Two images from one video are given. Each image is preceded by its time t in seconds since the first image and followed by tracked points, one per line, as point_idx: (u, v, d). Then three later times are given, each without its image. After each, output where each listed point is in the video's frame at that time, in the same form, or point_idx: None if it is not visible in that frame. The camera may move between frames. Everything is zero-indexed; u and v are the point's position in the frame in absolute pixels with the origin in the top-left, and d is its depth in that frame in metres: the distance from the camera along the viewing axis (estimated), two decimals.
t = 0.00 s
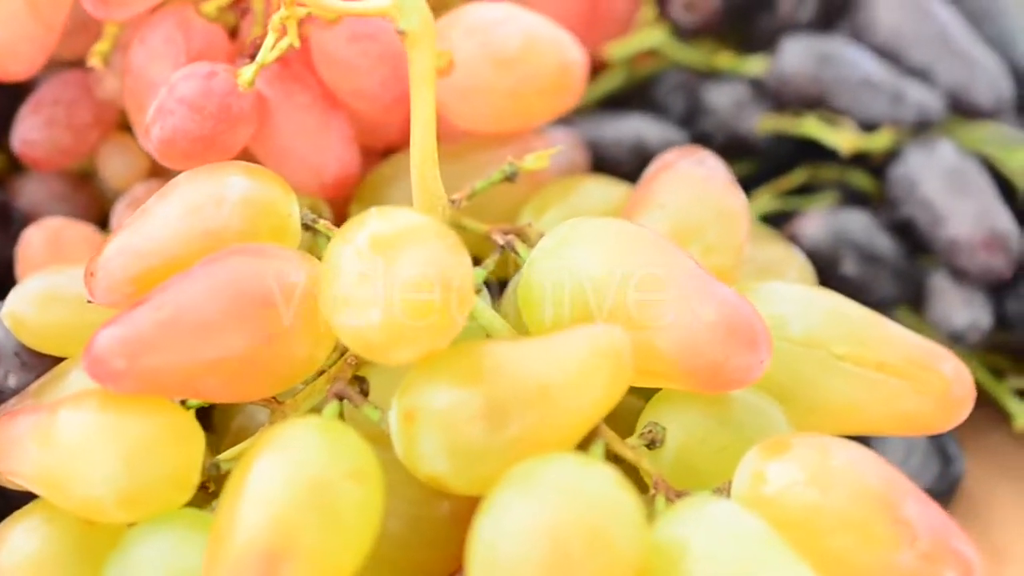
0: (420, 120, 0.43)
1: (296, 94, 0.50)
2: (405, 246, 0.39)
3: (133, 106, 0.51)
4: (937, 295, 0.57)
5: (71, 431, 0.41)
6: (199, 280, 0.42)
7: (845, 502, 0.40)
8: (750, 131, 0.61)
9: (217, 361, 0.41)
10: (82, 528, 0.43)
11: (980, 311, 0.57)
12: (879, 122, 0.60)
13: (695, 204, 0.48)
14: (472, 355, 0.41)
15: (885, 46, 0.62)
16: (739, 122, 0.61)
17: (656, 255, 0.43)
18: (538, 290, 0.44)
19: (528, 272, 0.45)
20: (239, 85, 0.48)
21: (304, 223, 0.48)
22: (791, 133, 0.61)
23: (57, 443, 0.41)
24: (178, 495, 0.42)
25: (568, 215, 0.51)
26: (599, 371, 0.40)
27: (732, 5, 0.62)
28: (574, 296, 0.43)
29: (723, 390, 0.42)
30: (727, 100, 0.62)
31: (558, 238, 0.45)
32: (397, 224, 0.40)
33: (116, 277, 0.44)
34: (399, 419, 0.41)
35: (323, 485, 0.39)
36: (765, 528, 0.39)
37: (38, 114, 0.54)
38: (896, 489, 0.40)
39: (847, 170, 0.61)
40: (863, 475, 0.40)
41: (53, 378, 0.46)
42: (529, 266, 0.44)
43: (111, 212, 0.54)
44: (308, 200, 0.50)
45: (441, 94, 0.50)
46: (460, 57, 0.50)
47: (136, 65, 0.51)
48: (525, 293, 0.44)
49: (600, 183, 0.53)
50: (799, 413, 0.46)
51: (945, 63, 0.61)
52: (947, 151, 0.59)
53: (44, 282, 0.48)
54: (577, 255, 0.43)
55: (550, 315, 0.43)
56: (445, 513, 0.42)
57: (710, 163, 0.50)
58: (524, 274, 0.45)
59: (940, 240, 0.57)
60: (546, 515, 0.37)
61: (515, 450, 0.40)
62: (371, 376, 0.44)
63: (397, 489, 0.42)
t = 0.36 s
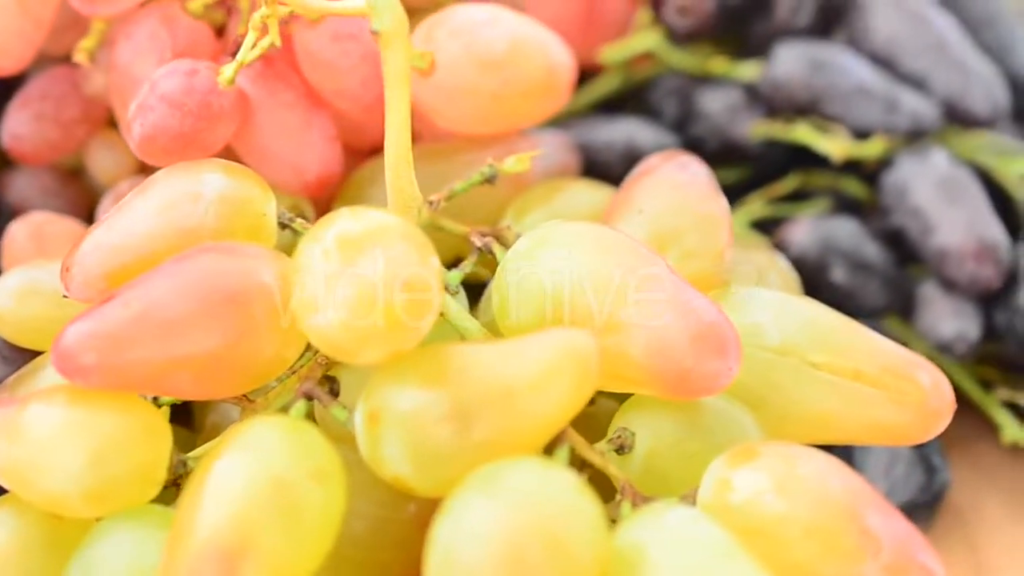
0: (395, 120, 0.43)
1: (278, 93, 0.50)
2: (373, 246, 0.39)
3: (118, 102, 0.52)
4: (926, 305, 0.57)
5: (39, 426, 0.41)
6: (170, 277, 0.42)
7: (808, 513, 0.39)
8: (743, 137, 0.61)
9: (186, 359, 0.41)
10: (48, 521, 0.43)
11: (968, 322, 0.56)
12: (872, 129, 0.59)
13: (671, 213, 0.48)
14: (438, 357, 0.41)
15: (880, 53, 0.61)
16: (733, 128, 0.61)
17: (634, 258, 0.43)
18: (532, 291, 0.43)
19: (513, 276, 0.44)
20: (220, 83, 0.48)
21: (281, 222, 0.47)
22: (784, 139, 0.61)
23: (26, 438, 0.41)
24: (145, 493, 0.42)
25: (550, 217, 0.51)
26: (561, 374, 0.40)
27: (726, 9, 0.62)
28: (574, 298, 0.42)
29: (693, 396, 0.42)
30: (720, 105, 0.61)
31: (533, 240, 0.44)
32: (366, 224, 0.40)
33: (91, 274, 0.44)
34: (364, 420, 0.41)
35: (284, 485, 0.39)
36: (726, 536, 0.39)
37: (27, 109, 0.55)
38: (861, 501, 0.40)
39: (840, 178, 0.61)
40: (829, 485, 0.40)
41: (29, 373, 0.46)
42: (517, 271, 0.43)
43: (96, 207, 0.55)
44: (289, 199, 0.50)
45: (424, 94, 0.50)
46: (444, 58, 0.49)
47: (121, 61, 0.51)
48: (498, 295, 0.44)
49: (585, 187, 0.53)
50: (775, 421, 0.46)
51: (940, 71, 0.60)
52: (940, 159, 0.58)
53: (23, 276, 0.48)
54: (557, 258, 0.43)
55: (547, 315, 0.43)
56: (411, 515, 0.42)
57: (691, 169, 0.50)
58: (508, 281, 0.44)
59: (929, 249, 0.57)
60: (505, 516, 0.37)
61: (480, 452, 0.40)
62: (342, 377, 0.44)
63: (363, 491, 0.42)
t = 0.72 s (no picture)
0: (360, 121, 0.43)
1: (255, 91, 0.50)
2: (324, 248, 0.39)
3: (98, 97, 0.52)
4: (910, 318, 0.56)
5: None
6: (131, 274, 0.42)
7: (761, 527, 0.39)
8: (732, 144, 0.60)
9: (143, 355, 0.41)
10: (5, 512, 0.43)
11: (951, 335, 0.55)
12: (862, 140, 0.59)
13: (641, 222, 0.47)
14: (392, 359, 0.40)
15: (873, 62, 0.61)
16: (721, 135, 0.60)
17: (602, 267, 0.42)
18: (533, 296, 0.42)
19: (508, 282, 0.42)
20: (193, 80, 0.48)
21: (251, 221, 0.48)
22: (773, 147, 0.60)
23: None
24: (100, 488, 0.42)
25: (526, 220, 0.50)
26: (515, 379, 0.40)
27: (716, 14, 0.62)
28: (561, 302, 0.42)
29: (652, 404, 0.42)
30: (710, 111, 0.61)
31: (497, 245, 0.44)
32: (321, 225, 0.39)
33: (58, 269, 0.44)
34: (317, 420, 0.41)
35: (232, 484, 0.39)
36: (674, 547, 0.38)
37: (12, 102, 0.55)
38: (814, 514, 0.39)
39: (831, 188, 0.60)
40: (782, 498, 0.39)
41: None
42: (512, 277, 0.42)
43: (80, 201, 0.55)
44: (265, 199, 0.50)
45: (401, 95, 0.50)
46: (421, 59, 0.49)
47: (101, 57, 0.51)
48: (461, 298, 0.44)
49: (563, 192, 0.53)
50: (741, 431, 0.45)
51: (931, 81, 0.59)
52: (929, 171, 0.57)
53: None
54: (525, 262, 0.43)
55: (549, 318, 0.42)
56: (363, 518, 0.41)
57: (667, 176, 0.49)
58: (501, 287, 0.43)
59: (913, 261, 0.56)
60: (451, 522, 0.37)
61: (432, 456, 0.40)
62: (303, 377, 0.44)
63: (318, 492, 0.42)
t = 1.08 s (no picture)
0: (321, 122, 0.43)
1: (230, 90, 0.50)
2: (275, 247, 0.39)
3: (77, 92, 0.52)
4: (892, 330, 0.56)
5: None
6: (88, 272, 0.42)
7: (704, 537, 0.38)
8: (718, 151, 0.60)
9: (98, 351, 0.41)
10: None
11: (932, 348, 0.55)
12: (850, 150, 0.58)
13: (610, 228, 0.47)
14: (344, 361, 0.40)
15: (864, 71, 0.60)
16: (708, 142, 0.60)
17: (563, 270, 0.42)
18: (535, 291, 0.41)
19: (510, 278, 0.41)
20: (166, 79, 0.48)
21: (218, 219, 0.48)
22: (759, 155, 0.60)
23: None
24: (57, 482, 0.43)
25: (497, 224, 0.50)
26: (467, 382, 0.40)
27: (706, 20, 0.61)
28: (517, 308, 0.41)
29: (606, 412, 0.41)
30: (699, 117, 0.60)
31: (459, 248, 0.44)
32: (275, 224, 0.40)
33: (26, 260, 0.44)
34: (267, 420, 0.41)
35: (177, 482, 0.39)
36: (616, 556, 0.38)
37: None
38: (760, 528, 0.39)
39: (818, 198, 0.60)
40: (729, 509, 0.39)
41: None
42: (513, 273, 0.41)
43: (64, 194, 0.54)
44: (238, 199, 0.51)
45: (376, 97, 0.50)
46: (395, 62, 0.49)
47: (81, 52, 0.52)
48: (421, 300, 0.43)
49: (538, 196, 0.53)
50: (703, 440, 0.45)
51: (922, 91, 0.59)
52: (915, 181, 0.57)
53: None
54: (484, 266, 0.42)
55: (535, 317, 0.41)
56: (312, 521, 0.41)
57: (640, 183, 0.49)
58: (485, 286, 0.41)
59: (895, 272, 0.55)
60: (389, 527, 0.37)
61: (381, 456, 0.40)
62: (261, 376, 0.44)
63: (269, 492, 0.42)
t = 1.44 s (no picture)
0: (295, 121, 0.43)
1: (213, 87, 0.51)
2: (238, 244, 0.39)
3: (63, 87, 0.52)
4: (878, 338, 0.55)
5: None
6: (59, 268, 0.42)
7: (660, 540, 0.38)
8: (709, 157, 0.60)
9: (67, 346, 0.41)
10: None
11: (918, 358, 0.54)
12: (840, 157, 0.58)
13: (587, 232, 0.47)
14: (311, 362, 0.40)
15: (857, 78, 0.60)
16: (699, 146, 0.60)
17: (534, 273, 0.42)
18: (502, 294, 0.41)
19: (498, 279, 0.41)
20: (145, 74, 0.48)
21: (196, 216, 0.48)
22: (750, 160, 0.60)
23: None
24: (27, 475, 0.43)
25: (478, 226, 0.50)
26: (431, 384, 0.39)
27: (699, 22, 0.61)
28: (482, 311, 0.41)
29: (573, 416, 0.41)
30: (690, 122, 0.60)
31: (433, 249, 0.44)
32: (241, 223, 0.40)
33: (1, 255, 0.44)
34: (233, 418, 0.41)
35: (139, 478, 0.39)
36: (575, 562, 0.38)
37: None
38: (720, 533, 0.39)
39: (809, 205, 0.60)
40: (693, 518, 0.39)
41: None
42: (511, 273, 0.42)
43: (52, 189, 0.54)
44: (221, 198, 0.51)
45: (359, 96, 0.50)
46: (378, 61, 0.49)
47: (68, 46, 0.52)
48: (394, 302, 0.43)
49: (521, 198, 0.53)
50: (674, 446, 0.45)
51: (915, 99, 0.58)
52: (904, 190, 0.57)
53: None
54: (455, 270, 0.42)
55: (499, 320, 0.41)
56: (278, 520, 0.41)
57: (619, 187, 0.48)
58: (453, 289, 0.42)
59: (882, 281, 0.55)
60: (346, 526, 0.37)
61: (345, 455, 0.39)
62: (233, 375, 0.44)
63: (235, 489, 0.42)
